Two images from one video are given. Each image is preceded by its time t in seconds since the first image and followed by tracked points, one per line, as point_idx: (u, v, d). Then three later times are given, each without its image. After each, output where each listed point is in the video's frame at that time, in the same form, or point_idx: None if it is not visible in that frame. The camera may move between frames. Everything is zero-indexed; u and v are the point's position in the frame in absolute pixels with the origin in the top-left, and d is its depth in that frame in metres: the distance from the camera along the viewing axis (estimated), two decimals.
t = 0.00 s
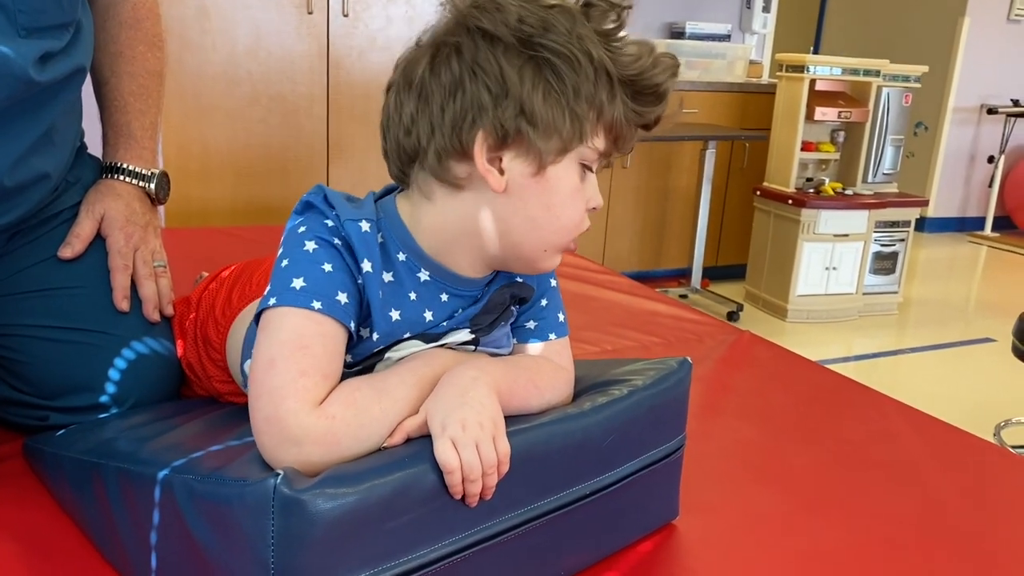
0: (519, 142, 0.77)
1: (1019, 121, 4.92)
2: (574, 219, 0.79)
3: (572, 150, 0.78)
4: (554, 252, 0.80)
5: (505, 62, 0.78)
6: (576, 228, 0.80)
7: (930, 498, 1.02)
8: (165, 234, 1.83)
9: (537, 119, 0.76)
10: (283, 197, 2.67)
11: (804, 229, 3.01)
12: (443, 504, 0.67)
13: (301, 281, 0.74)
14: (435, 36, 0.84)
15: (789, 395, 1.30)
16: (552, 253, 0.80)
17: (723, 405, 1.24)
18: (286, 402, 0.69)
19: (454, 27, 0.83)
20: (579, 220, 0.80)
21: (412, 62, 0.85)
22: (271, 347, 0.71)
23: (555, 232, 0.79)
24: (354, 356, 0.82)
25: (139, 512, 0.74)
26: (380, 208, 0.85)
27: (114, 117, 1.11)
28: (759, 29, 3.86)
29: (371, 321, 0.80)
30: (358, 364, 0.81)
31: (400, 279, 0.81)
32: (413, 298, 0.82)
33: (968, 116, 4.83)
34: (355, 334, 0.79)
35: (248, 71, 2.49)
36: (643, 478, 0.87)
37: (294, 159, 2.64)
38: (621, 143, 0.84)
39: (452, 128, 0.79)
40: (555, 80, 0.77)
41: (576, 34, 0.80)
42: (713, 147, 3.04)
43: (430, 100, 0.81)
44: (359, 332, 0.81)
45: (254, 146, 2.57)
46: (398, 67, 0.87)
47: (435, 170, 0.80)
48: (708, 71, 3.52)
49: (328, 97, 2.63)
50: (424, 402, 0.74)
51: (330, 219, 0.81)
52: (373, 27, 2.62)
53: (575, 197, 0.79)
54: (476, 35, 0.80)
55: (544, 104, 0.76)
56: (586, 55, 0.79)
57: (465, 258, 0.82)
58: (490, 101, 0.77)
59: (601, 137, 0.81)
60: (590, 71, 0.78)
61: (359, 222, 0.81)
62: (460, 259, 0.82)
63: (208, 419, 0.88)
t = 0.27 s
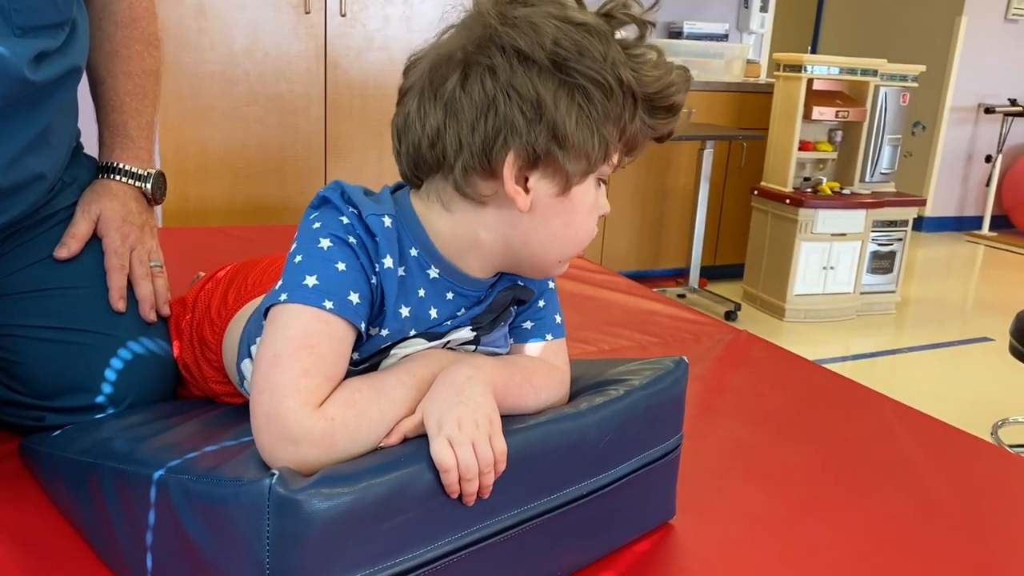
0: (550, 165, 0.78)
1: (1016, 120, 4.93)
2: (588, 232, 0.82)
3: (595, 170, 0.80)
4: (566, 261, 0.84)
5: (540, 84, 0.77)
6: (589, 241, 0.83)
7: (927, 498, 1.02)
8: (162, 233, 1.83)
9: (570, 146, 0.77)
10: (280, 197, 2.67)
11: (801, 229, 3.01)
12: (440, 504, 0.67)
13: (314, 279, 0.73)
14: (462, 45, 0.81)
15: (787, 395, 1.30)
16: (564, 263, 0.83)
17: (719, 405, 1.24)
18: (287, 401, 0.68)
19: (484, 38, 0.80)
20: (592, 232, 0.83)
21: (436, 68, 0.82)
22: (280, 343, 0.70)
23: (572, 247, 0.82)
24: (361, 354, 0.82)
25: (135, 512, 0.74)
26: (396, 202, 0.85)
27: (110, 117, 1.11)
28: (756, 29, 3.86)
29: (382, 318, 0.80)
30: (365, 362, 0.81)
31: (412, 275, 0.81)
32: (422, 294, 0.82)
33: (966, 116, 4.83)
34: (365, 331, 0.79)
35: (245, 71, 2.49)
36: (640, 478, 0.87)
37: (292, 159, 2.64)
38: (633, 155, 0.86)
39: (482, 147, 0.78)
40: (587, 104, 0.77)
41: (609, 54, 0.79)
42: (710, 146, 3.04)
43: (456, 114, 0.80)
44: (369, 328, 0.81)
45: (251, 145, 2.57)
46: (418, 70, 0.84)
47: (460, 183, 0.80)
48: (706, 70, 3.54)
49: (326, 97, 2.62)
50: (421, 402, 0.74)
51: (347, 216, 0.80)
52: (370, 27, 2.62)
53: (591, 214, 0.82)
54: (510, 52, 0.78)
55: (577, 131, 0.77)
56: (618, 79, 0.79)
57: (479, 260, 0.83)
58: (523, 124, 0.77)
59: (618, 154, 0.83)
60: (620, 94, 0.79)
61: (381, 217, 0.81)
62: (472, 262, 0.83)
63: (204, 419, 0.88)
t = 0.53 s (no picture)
0: (556, 176, 0.78)
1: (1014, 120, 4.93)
2: (588, 239, 0.84)
3: (598, 181, 0.81)
4: (565, 267, 0.85)
5: (548, 95, 0.77)
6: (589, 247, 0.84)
7: (923, 500, 1.02)
8: (160, 234, 1.83)
9: (577, 157, 0.77)
10: (279, 197, 2.67)
11: (799, 229, 3.02)
12: (436, 506, 0.67)
13: (314, 281, 0.73)
14: (469, 54, 0.81)
15: (783, 396, 1.30)
16: (562, 268, 0.84)
17: (716, 406, 1.24)
18: (284, 402, 0.68)
19: (491, 49, 0.80)
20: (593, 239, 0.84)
21: (442, 76, 0.81)
22: (279, 344, 0.70)
23: (573, 253, 0.83)
24: (361, 354, 0.81)
25: (130, 514, 0.74)
26: (399, 202, 0.85)
27: (106, 118, 1.11)
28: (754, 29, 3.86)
29: (383, 319, 0.80)
30: (363, 363, 0.81)
31: (413, 276, 0.81)
32: (423, 294, 0.82)
33: (964, 116, 4.83)
34: (365, 332, 0.79)
35: (243, 71, 2.49)
36: (636, 479, 0.87)
37: (289, 159, 2.64)
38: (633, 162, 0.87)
39: (487, 158, 0.78)
40: (594, 117, 0.78)
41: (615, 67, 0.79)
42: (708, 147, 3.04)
43: (461, 123, 0.79)
44: (369, 329, 0.81)
45: (249, 146, 2.57)
46: (423, 77, 0.83)
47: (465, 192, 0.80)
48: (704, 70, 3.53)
49: (323, 98, 2.62)
50: (417, 404, 0.74)
51: (349, 217, 0.80)
52: (368, 27, 2.62)
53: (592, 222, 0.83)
54: (518, 63, 0.78)
55: (583, 143, 0.77)
56: (624, 91, 0.79)
57: (483, 262, 0.83)
58: (530, 136, 0.77)
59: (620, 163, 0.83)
60: (626, 106, 0.80)
61: (386, 217, 0.81)
62: (474, 266, 0.83)
63: (201, 420, 0.88)
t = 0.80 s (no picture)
0: (562, 190, 0.78)
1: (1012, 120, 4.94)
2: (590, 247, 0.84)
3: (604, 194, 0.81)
4: (565, 273, 0.85)
5: (559, 111, 0.76)
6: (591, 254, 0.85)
7: (921, 498, 1.02)
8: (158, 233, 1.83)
9: (584, 173, 0.77)
10: (277, 197, 2.67)
11: (797, 228, 3.02)
12: (434, 503, 0.67)
13: (317, 278, 0.73)
14: (482, 64, 0.79)
15: (782, 395, 1.30)
16: (562, 274, 0.85)
17: (714, 405, 1.24)
18: (284, 400, 0.68)
19: (502, 60, 0.78)
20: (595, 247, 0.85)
21: (453, 84, 0.80)
22: (280, 342, 0.70)
23: (574, 262, 0.84)
24: (362, 353, 0.82)
25: (129, 512, 0.74)
26: (402, 203, 0.85)
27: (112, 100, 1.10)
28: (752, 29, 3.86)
29: (384, 319, 0.80)
30: (362, 362, 0.81)
31: (414, 276, 0.81)
32: (425, 294, 0.82)
33: (962, 116, 4.84)
34: (366, 332, 0.79)
35: (242, 70, 2.49)
36: (635, 478, 0.87)
37: (288, 158, 2.64)
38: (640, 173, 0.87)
39: (494, 169, 0.77)
40: (603, 133, 0.77)
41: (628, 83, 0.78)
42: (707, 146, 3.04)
43: (470, 132, 0.78)
44: (370, 329, 0.81)
45: (247, 145, 2.57)
46: (434, 82, 0.82)
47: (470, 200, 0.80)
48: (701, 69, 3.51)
49: (322, 97, 2.62)
50: (415, 401, 0.74)
51: (353, 216, 0.80)
52: (367, 27, 2.62)
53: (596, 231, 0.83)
54: (530, 75, 0.77)
55: (591, 160, 0.77)
56: (636, 107, 0.78)
57: (484, 265, 0.83)
58: (537, 150, 0.76)
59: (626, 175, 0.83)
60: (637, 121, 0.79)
61: (389, 218, 0.81)
62: (475, 267, 0.83)
63: (199, 418, 0.88)
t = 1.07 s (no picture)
0: (563, 204, 0.77)
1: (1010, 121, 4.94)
2: (592, 263, 0.83)
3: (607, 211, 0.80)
4: (565, 286, 0.85)
5: (565, 125, 0.75)
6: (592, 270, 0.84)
7: (920, 499, 1.03)
8: (156, 233, 1.82)
9: (586, 189, 0.76)
10: (276, 197, 2.67)
11: (796, 229, 3.02)
12: (433, 505, 0.67)
13: (318, 281, 0.73)
14: (493, 73, 0.79)
15: (780, 396, 1.30)
16: (562, 287, 0.85)
17: (713, 406, 1.25)
18: (284, 402, 0.68)
19: (513, 70, 0.78)
20: (597, 263, 0.84)
21: (463, 91, 0.80)
22: (281, 344, 0.70)
23: (574, 276, 0.83)
24: (361, 356, 0.82)
25: (128, 513, 0.74)
26: (405, 207, 0.85)
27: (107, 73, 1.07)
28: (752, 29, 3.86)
29: (385, 324, 0.80)
30: (363, 363, 0.82)
31: (415, 280, 0.81)
32: (426, 299, 0.82)
33: (960, 116, 4.84)
34: (366, 336, 0.79)
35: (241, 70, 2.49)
36: (634, 479, 0.87)
37: (287, 158, 2.64)
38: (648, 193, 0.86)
39: (497, 177, 0.77)
40: (609, 150, 0.76)
41: (637, 102, 0.77)
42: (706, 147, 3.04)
43: (476, 140, 0.78)
44: (370, 332, 0.81)
45: (245, 145, 2.56)
46: (446, 87, 0.82)
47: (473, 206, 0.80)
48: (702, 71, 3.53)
49: (321, 97, 2.62)
50: (414, 403, 0.75)
51: (355, 219, 0.80)
52: (366, 27, 2.62)
53: (598, 247, 0.82)
54: (539, 87, 0.76)
55: (595, 176, 0.76)
56: (644, 126, 0.78)
57: (482, 272, 0.83)
58: (540, 162, 0.76)
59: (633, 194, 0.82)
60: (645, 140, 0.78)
61: (391, 221, 0.80)
62: (475, 273, 0.83)
63: (198, 419, 0.88)
